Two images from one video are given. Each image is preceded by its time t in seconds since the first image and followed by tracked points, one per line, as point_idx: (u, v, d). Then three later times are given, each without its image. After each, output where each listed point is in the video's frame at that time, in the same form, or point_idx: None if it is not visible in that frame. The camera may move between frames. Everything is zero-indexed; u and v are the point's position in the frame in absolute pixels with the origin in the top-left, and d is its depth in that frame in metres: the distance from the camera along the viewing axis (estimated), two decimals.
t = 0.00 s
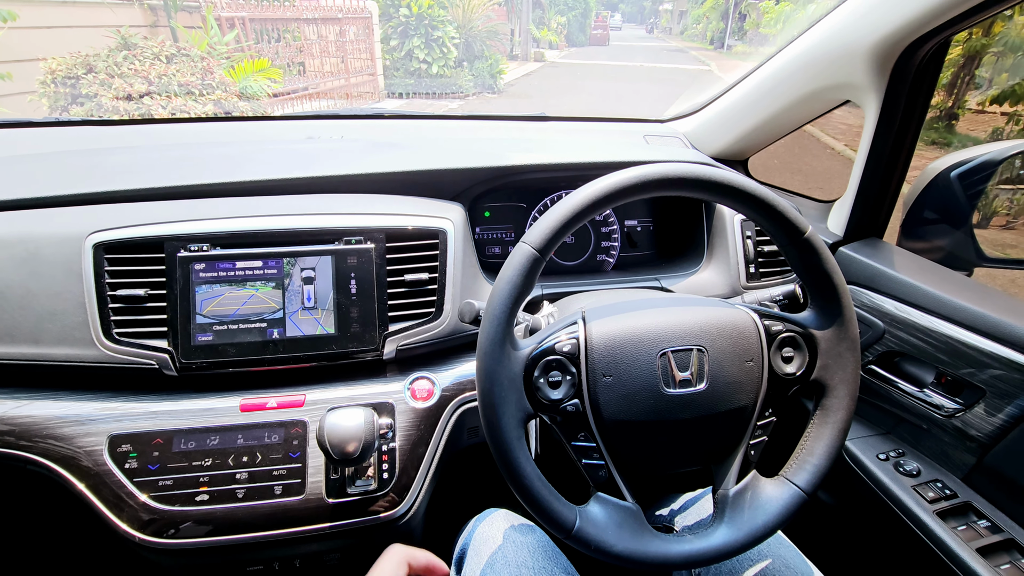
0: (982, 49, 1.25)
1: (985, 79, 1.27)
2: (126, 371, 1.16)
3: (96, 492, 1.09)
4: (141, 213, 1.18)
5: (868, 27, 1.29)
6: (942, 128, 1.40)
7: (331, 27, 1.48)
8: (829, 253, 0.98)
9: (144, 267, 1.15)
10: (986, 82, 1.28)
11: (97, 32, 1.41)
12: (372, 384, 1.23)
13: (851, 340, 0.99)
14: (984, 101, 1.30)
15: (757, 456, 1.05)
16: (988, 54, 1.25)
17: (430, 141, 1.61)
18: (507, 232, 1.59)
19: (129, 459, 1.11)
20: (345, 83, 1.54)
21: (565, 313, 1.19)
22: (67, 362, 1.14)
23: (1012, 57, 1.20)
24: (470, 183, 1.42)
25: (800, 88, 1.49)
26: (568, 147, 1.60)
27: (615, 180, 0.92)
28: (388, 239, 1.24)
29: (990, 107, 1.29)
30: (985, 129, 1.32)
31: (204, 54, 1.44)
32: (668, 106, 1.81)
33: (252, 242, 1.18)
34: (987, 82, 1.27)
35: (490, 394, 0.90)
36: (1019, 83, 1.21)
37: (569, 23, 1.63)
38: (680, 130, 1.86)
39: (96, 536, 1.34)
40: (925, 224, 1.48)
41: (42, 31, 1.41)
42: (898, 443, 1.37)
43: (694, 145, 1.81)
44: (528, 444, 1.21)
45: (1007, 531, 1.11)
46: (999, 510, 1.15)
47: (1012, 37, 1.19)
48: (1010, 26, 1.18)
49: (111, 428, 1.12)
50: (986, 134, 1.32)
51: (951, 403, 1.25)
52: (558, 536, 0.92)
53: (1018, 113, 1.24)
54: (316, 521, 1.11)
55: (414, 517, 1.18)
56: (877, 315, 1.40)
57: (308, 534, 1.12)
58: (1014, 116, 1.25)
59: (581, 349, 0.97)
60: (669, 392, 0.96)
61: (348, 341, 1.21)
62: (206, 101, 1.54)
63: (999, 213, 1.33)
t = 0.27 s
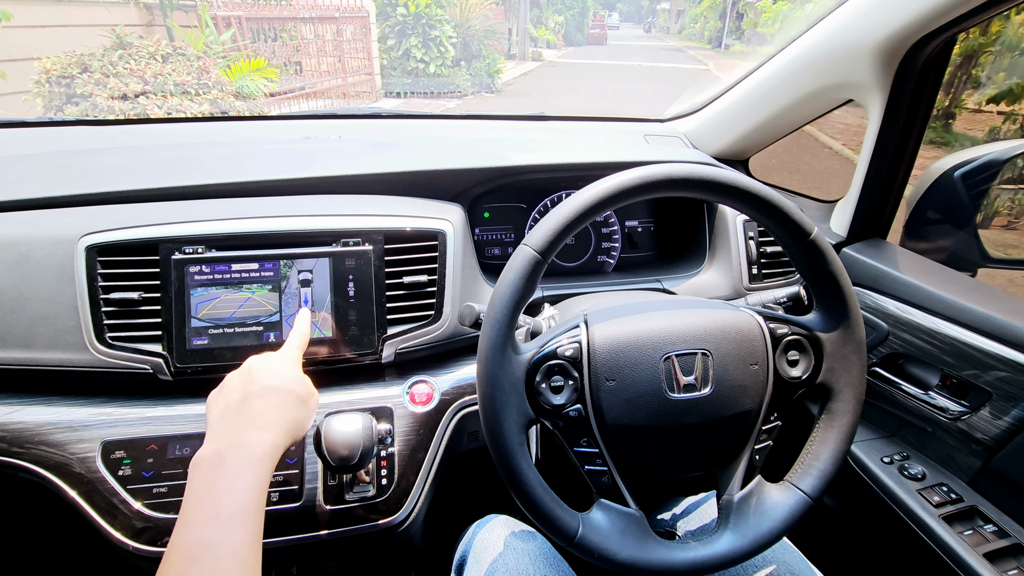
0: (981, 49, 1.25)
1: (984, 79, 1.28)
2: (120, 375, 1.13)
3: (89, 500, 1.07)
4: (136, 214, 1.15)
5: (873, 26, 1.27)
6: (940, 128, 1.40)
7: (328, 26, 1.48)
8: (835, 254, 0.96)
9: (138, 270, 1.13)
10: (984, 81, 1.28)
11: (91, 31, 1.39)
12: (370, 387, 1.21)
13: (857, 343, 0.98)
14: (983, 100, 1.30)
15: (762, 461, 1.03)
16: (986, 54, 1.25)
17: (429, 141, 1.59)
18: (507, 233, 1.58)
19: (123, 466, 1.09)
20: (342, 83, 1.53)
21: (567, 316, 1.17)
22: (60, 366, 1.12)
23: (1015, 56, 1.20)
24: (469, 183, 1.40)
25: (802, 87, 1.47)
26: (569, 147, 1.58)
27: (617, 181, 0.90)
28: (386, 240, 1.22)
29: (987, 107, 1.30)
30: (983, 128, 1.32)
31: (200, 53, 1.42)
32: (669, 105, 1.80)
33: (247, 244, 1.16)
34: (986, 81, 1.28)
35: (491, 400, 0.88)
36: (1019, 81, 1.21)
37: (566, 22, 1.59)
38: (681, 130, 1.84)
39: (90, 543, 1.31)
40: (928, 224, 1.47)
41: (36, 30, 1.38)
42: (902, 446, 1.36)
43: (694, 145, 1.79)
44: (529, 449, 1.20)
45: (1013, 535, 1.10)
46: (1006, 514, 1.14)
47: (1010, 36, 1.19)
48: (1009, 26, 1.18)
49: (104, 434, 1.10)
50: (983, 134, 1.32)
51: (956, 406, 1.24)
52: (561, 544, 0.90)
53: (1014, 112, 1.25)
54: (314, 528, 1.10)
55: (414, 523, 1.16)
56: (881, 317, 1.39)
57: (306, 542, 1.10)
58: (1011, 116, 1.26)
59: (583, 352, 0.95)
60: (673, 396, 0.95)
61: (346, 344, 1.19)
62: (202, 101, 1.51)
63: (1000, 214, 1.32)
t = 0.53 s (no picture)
0: (982, 46, 1.25)
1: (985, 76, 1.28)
2: (115, 378, 1.12)
3: (84, 505, 1.06)
4: (131, 214, 1.14)
5: (877, 22, 1.26)
6: (939, 126, 1.39)
7: (326, 24, 1.47)
8: (842, 253, 0.95)
9: (133, 271, 1.11)
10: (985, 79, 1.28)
11: (87, 30, 1.37)
12: (370, 389, 1.20)
13: (864, 343, 0.96)
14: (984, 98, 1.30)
15: (768, 463, 1.02)
16: (988, 51, 1.25)
17: (429, 139, 1.58)
18: (507, 232, 1.56)
19: (119, 470, 1.07)
20: (341, 81, 1.52)
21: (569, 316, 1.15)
22: (54, 369, 1.10)
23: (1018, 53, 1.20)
24: (469, 182, 1.39)
25: (805, 84, 1.46)
26: (569, 145, 1.56)
27: (621, 180, 0.89)
28: (385, 241, 1.20)
29: (986, 104, 1.30)
30: (983, 126, 1.32)
31: (197, 52, 1.41)
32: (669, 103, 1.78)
33: (245, 245, 1.15)
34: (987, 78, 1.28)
35: (493, 402, 0.86)
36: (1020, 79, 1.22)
37: (565, 20, 1.60)
38: (681, 128, 1.82)
39: (87, 548, 1.30)
40: (932, 223, 1.45)
41: (33, 29, 1.36)
42: (907, 447, 1.35)
43: (696, 143, 1.77)
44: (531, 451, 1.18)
45: (1021, 538, 1.09)
46: (1012, 515, 1.13)
47: (1010, 33, 1.20)
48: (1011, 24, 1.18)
49: (100, 438, 1.08)
50: (983, 131, 1.33)
51: (962, 406, 1.23)
52: (564, 549, 0.89)
53: (1012, 110, 1.25)
54: (314, 532, 1.08)
55: (414, 526, 1.14)
56: (885, 316, 1.38)
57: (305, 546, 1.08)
58: (1010, 113, 1.26)
59: (586, 354, 0.93)
60: (678, 398, 0.93)
61: (345, 345, 1.18)
62: (200, 100, 1.48)
63: (1004, 212, 1.31)
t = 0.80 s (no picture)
0: (983, 45, 1.26)
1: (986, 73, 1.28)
2: (117, 380, 1.11)
3: (86, 508, 1.05)
4: (133, 215, 1.13)
5: (884, 19, 1.25)
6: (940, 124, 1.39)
7: (325, 24, 1.46)
8: (849, 252, 0.94)
9: (135, 272, 1.10)
10: (986, 76, 1.28)
11: (88, 30, 1.36)
12: (373, 391, 1.19)
13: (873, 343, 0.95)
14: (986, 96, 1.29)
15: (776, 464, 1.01)
16: (989, 50, 1.25)
17: (431, 139, 1.57)
18: (510, 232, 1.55)
19: (121, 473, 1.06)
20: (340, 81, 1.51)
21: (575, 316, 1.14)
22: (55, 371, 1.09)
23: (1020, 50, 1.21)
24: (472, 182, 1.38)
25: (811, 81, 1.45)
26: (572, 144, 1.55)
27: (628, 179, 0.88)
28: (388, 240, 1.19)
29: (986, 102, 1.30)
30: (982, 124, 1.32)
31: (196, 52, 1.40)
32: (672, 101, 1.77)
33: (247, 245, 1.14)
34: (987, 76, 1.28)
35: (500, 404, 0.85)
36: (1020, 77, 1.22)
37: (564, 19, 1.60)
38: (683, 126, 1.80)
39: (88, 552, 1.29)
40: (939, 221, 1.44)
41: (33, 30, 1.36)
42: (914, 447, 1.34)
43: (699, 141, 1.76)
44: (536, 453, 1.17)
45: None
46: (1021, 515, 1.12)
47: (1010, 31, 1.20)
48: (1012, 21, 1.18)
49: (102, 441, 1.07)
50: (981, 129, 1.32)
51: (970, 406, 1.22)
52: (571, 552, 0.88)
53: (1011, 108, 1.26)
54: (317, 536, 1.07)
55: (419, 529, 1.13)
56: (892, 315, 1.37)
57: (309, 549, 1.07)
58: (1010, 111, 1.26)
59: (593, 355, 0.92)
60: (685, 399, 0.92)
61: (348, 347, 1.17)
62: (200, 100, 1.47)
63: (1008, 210, 1.30)
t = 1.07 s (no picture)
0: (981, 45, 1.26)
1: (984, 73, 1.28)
2: (116, 385, 1.10)
3: (84, 513, 1.04)
4: (130, 219, 1.12)
5: (883, 18, 1.25)
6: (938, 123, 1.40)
7: (323, 26, 1.42)
8: (850, 252, 0.94)
9: (132, 276, 1.10)
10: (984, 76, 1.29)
11: (87, 32, 1.34)
12: (372, 394, 1.18)
13: (874, 343, 0.95)
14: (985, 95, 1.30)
15: (777, 465, 1.01)
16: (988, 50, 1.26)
17: (429, 140, 1.57)
18: (509, 233, 1.55)
19: (119, 478, 1.06)
20: (338, 83, 1.49)
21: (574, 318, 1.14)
22: (53, 376, 1.09)
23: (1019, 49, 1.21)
24: (470, 183, 1.37)
25: (810, 81, 1.44)
26: (571, 145, 1.55)
27: (627, 180, 0.88)
28: (387, 243, 1.19)
29: (984, 100, 1.30)
30: (980, 121, 1.33)
31: (195, 54, 1.39)
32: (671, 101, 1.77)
33: (245, 249, 1.14)
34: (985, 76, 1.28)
35: (499, 407, 0.85)
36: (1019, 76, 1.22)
37: (562, 19, 1.60)
38: (682, 126, 1.80)
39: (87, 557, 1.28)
40: (939, 219, 1.44)
41: (29, 33, 1.32)
42: (915, 446, 1.33)
43: (698, 142, 1.76)
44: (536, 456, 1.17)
45: None
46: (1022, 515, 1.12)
47: (1009, 30, 1.20)
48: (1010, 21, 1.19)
49: (99, 445, 1.07)
50: (979, 127, 1.33)
51: (971, 405, 1.21)
52: (572, 555, 0.88)
53: (1010, 106, 1.26)
54: (316, 540, 1.07)
55: (418, 532, 1.13)
56: (892, 314, 1.36)
57: (308, 553, 1.07)
58: (1007, 109, 1.27)
59: (592, 356, 0.92)
60: (686, 400, 0.92)
61: (347, 350, 1.16)
62: (198, 102, 1.48)
63: (1008, 208, 1.30)
